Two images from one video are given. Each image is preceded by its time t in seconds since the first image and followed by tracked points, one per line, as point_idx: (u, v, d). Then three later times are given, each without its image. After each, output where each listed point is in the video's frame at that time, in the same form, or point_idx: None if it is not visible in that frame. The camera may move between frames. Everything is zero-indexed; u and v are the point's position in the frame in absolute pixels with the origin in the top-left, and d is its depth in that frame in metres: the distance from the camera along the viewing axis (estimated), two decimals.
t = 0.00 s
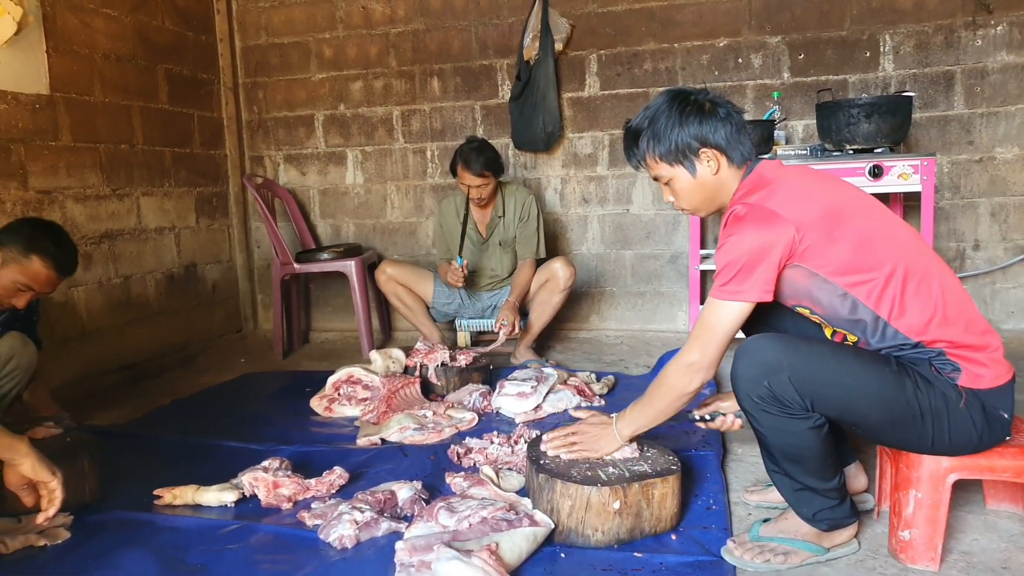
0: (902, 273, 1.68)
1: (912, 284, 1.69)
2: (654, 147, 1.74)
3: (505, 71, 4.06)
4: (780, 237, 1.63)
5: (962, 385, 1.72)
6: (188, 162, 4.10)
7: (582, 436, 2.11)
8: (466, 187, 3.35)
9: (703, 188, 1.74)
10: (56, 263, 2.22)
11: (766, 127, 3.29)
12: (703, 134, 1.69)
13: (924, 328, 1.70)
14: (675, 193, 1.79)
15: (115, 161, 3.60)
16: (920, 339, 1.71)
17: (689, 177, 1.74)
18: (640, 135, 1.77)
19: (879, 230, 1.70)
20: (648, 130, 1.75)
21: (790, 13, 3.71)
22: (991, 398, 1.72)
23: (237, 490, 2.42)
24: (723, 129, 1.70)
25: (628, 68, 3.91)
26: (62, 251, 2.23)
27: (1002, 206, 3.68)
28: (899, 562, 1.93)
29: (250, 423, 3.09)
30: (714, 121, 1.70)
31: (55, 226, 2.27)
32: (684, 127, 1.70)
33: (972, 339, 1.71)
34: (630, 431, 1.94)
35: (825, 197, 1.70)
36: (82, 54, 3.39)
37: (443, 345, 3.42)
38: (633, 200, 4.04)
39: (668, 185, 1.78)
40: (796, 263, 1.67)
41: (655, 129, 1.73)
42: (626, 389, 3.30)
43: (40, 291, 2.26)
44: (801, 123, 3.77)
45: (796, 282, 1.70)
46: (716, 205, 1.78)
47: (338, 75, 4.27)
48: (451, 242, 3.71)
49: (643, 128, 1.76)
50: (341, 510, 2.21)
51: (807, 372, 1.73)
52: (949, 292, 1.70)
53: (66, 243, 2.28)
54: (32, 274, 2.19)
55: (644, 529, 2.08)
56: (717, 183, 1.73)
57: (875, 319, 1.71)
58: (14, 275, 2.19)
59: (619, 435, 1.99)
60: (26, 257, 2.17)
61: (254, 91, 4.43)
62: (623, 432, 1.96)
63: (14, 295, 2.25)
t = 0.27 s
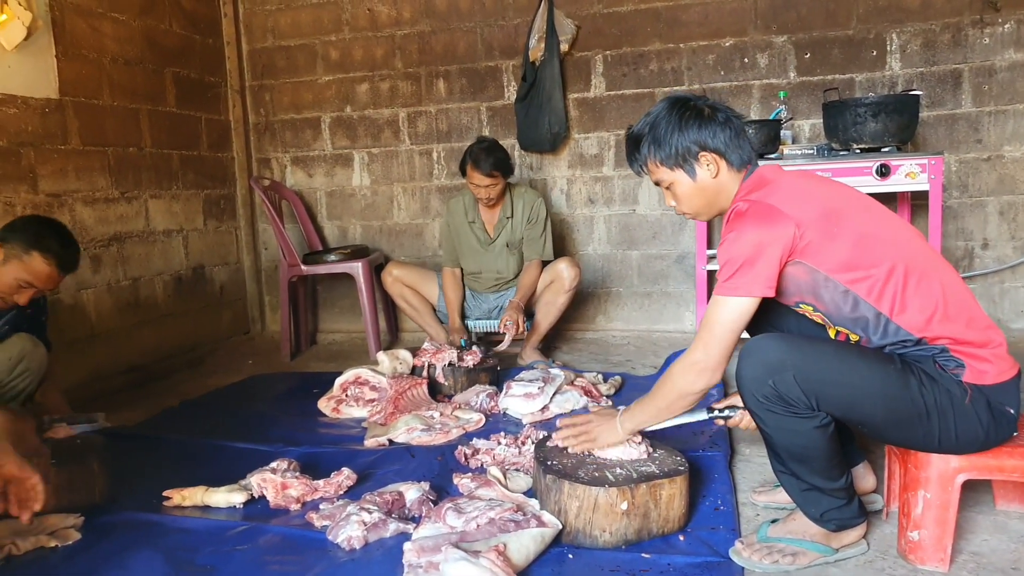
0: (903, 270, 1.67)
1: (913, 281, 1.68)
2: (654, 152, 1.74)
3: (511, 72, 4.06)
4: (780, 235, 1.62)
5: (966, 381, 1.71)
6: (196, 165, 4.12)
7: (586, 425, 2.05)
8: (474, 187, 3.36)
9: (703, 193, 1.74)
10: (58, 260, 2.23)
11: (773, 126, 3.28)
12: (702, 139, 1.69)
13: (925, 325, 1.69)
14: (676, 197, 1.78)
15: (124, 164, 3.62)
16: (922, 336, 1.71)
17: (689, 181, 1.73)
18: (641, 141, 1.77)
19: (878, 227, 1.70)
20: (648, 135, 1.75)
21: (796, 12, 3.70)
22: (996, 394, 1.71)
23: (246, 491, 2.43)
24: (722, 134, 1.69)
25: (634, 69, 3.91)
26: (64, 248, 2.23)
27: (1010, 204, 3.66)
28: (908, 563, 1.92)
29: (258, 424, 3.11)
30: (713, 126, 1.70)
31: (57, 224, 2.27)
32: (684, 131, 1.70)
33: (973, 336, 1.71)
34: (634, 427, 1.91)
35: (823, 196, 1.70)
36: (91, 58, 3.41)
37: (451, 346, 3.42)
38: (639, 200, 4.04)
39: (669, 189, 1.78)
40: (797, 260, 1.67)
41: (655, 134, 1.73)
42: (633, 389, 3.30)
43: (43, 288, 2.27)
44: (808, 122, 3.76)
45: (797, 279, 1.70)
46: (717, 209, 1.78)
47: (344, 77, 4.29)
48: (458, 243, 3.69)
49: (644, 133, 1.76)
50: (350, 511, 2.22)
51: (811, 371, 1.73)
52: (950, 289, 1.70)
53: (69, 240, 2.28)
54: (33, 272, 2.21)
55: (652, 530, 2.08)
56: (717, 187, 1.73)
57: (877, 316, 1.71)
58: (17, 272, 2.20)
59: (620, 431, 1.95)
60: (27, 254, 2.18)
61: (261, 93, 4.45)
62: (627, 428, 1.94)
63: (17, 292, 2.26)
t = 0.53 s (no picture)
0: (910, 274, 1.67)
1: (918, 285, 1.68)
2: (666, 151, 1.74)
3: (516, 75, 4.07)
4: (785, 238, 1.62)
5: (970, 387, 1.71)
6: (201, 166, 4.13)
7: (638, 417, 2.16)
8: (479, 189, 3.36)
9: (714, 193, 1.74)
10: (35, 240, 2.23)
11: (777, 130, 3.29)
12: (714, 138, 1.70)
13: (930, 330, 1.69)
14: (686, 197, 1.79)
15: (129, 165, 3.63)
16: (927, 341, 1.71)
17: (701, 181, 1.74)
18: (653, 140, 1.77)
19: (885, 231, 1.70)
20: (660, 135, 1.76)
21: (800, 16, 3.71)
22: (1001, 400, 1.70)
23: (249, 492, 2.43)
24: (734, 134, 1.70)
25: (638, 72, 3.92)
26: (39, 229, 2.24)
27: (1014, 208, 3.66)
28: (912, 567, 1.92)
29: (262, 425, 3.11)
30: (725, 126, 1.70)
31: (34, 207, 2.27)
32: (696, 131, 1.70)
33: (979, 342, 1.70)
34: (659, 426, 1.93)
35: (830, 199, 1.70)
36: (97, 60, 3.43)
37: (454, 348, 3.42)
38: (644, 203, 4.04)
39: (680, 189, 1.78)
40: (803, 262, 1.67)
41: (667, 134, 1.74)
42: (637, 392, 3.29)
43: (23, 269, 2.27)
44: (812, 126, 3.76)
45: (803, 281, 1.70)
46: (727, 209, 1.78)
47: (349, 79, 4.30)
48: (463, 245, 3.70)
49: (656, 133, 1.76)
50: (353, 513, 2.22)
51: (814, 374, 1.73)
52: (956, 294, 1.70)
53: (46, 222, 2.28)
54: (11, 253, 2.21)
55: (656, 533, 2.08)
56: (728, 187, 1.74)
57: (882, 320, 1.71)
58: None
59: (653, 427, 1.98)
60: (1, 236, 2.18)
61: (266, 95, 4.46)
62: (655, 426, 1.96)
63: None
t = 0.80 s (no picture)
0: (910, 278, 1.68)
1: (919, 289, 1.68)
2: (673, 150, 1.74)
3: (518, 79, 4.08)
4: (787, 236, 1.63)
5: (969, 392, 1.72)
6: (203, 168, 4.13)
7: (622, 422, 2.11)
8: (481, 194, 3.36)
9: (720, 193, 1.75)
10: (32, 243, 2.22)
11: (778, 135, 3.30)
12: (722, 138, 1.70)
13: (929, 334, 1.70)
14: (692, 196, 1.79)
15: (131, 166, 3.63)
16: (925, 345, 1.71)
17: (707, 180, 1.74)
18: (660, 138, 1.78)
19: (887, 234, 1.70)
20: (668, 133, 1.76)
21: (802, 22, 3.73)
22: (998, 405, 1.71)
23: (248, 495, 2.43)
24: (742, 134, 1.71)
25: (640, 77, 3.93)
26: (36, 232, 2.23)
27: (1014, 215, 3.67)
28: (911, 572, 1.92)
29: (261, 428, 3.11)
30: (733, 126, 1.71)
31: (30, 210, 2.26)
32: (705, 130, 1.71)
33: (978, 347, 1.70)
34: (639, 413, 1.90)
35: (835, 201, 1.70)
36: (99, 61, 3.43)
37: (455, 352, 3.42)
38: (644, 208, 4.04)
39: (685, 188, 1.79)
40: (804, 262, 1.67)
41: (675, 132, 1.74)
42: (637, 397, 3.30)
43: (21, 272, 2.26)
44: (813, 132, 3.78)
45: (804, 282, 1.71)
46: (732, 210, 1.79)
47: (351, 82, 4.30)
48: (464, 249, 3.72)
49: (664, 131, 1.77)
50: (352, 517, 2.22)
51: (813, 378, 1.73)
52: (956, 300, 1.70)
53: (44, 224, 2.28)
54: (9, 256, 2.20)
55: (655, 537, 2.08)
56: (734, 187, 1.74)
57: (881, 322, 1.71)
58: None
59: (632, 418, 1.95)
60: None
61: (268, 98, 4.46)
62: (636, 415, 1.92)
63: None
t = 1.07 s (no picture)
0: (908, 280, 1.68)
1: (917, 291, 1.68)
2: (671, 152, 1.74)
3: (518, 80, 4.07)
4: (786, 242, 1.63)
5: (969, 393, 1.72)
6: (202, 169, 4.12)
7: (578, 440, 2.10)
8: (480, 193, 3.36)
9: (718, 195, 1.75)
10: (37, 250, 2.21)
11: (778, 136, 3.30)
12: (720, 141, 1.70)
13: (928, 336, 1.70)
14: (690, 199, 1.79)
15: (130, 166, 3.62)
16: (924, 347, 1.71)
17: (705, 183, 1.74)
18: (658, 141, 1.77)
19: (885, 236, 1.70)
20: (666, 136, 1.76)
21: (802, 23, 3.72)
22: (998, 406, 1.72)
23: (249, 496, 2.43)
24: (740, 137, 1.71)
25: (640, 77, 3.93)
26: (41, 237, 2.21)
27: (1013, 216, 3.68)
28: (910, 572, 1.92)
29: (262, 429, 3.10)
30: (731, 129, 1.71)
31: (33, 217, 2.25)
32: (703, 133, 1.71)
33: (978, 349, 1.70)
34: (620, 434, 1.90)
35: (832, 204, 1.70)
36: (99, 62, 3.42)
37: (455, 352, 3.42)
38: (645, 209, 4.05)
39: (683, 191, 1.79)
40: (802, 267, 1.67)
41: (673, 135, 1.74)
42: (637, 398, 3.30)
43: (25, 279, 2.24)
44: (813, 133, 3.78)
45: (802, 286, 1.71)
46: (730, 212, 1.79)
47: (351, 82, 4.30)
48: (465, 247, 3.70)
49: (661, 134, 1.76)
50: (352, 517, 2.22)
51: (815, 380, 1.73)
52: (955, 301, 1.70)
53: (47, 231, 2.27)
54: (13, 263, 2.18)
55: (655, 538, 2.08)
56: (732, 190, 1.74)
57: (879, 326, 1.71)
58: None
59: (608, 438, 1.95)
60: (5, 246, 2.16)
61: (268, 98, 4.45)
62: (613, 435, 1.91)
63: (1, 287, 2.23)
